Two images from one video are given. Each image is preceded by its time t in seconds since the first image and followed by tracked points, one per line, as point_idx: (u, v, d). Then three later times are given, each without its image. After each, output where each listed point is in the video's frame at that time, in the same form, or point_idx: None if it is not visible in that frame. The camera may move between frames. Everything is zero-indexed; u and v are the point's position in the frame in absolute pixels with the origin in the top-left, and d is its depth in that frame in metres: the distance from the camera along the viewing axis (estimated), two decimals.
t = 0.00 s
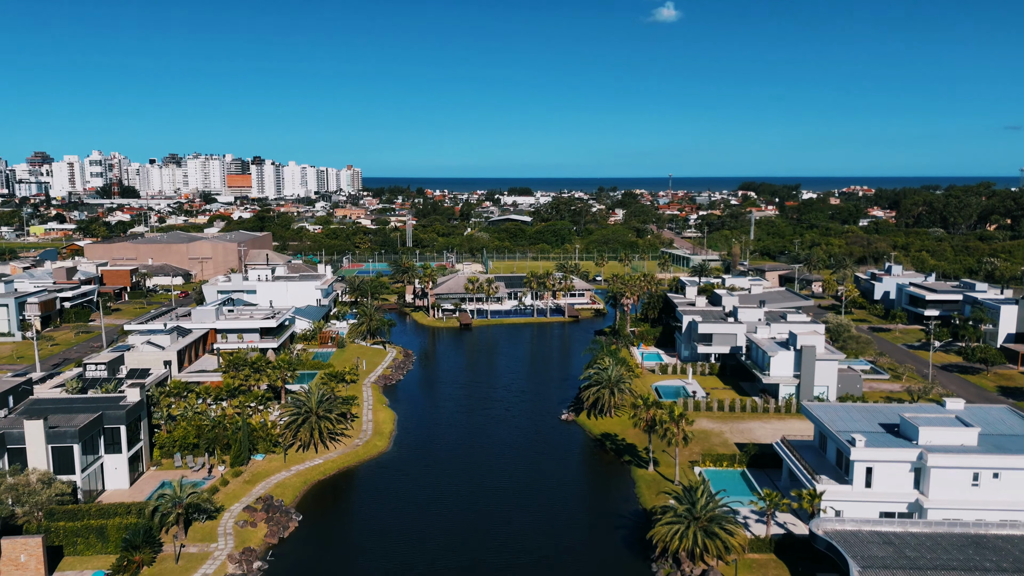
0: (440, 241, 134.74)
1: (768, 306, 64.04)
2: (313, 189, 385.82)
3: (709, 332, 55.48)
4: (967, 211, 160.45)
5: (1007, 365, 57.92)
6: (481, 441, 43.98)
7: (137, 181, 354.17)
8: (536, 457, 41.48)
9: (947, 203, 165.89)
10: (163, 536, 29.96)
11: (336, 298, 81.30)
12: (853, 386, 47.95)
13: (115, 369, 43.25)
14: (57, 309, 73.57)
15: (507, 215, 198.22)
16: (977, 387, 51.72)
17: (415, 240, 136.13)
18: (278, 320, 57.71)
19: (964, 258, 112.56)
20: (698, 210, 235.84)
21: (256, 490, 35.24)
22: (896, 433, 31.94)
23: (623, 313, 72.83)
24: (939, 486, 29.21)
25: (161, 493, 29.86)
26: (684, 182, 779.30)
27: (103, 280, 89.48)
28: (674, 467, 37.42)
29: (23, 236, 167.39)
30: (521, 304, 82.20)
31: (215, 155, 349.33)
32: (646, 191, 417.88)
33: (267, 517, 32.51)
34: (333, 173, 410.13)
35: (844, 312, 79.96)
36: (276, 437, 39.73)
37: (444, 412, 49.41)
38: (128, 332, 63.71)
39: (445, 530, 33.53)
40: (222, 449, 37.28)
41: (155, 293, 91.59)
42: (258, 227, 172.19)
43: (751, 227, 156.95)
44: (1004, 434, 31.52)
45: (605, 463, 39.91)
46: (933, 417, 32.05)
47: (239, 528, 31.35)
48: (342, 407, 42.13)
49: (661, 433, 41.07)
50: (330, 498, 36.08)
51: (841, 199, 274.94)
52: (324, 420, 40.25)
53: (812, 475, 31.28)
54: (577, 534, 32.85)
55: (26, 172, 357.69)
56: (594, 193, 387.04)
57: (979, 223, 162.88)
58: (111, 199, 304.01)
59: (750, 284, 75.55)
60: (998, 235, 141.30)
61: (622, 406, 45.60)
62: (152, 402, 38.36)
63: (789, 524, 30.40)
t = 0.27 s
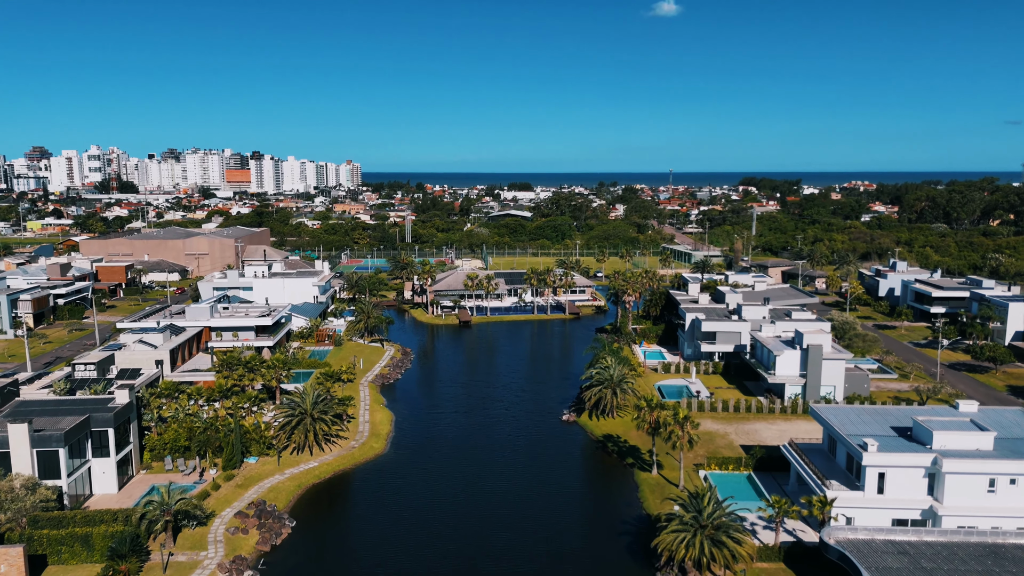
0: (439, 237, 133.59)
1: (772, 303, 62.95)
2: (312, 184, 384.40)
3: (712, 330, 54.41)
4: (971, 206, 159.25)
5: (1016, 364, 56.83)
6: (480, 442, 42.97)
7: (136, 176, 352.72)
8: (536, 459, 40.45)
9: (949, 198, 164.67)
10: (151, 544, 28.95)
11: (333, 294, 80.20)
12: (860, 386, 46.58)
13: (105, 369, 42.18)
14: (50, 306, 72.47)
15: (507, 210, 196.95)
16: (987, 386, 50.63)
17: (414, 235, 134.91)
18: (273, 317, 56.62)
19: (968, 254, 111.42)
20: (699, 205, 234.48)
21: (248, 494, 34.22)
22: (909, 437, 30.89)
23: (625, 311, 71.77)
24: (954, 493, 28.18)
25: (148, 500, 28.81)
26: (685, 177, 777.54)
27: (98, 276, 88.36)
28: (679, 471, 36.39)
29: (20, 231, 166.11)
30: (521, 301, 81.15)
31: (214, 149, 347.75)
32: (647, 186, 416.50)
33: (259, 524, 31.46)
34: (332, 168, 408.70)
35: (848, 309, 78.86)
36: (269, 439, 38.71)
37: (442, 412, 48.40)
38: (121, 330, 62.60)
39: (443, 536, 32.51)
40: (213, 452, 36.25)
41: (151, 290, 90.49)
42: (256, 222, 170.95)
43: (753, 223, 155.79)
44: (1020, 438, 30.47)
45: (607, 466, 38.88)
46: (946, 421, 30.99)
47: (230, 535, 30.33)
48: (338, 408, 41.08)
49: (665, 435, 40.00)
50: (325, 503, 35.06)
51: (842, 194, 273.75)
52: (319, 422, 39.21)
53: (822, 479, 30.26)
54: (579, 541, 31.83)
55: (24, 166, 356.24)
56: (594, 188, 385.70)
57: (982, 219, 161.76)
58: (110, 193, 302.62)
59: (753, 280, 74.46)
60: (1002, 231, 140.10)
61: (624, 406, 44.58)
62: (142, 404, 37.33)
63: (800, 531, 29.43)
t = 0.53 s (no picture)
0: (438, 232, 132.39)
1: (777, 300, 61.80)
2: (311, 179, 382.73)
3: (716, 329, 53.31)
4: (974, 201, 158.05)
5: None
6: (479, 444, 41.94)
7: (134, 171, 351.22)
8: (537, 462, 39.38)
9: (953, 193, 163.37)
10: (135, 554, 27.87)
11: (331, 291, 79.04)
12: (868, 386, 45.74)
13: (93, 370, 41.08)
14: (42, 303, 71.35)
15: (507, 205, 195.70)
16: (997, 386, 49.50)
17: (413, 231, 133.65)
18: (268, 315, 55.49)
19: (973, 250, 110.22)
20: (700, 200, 233.07)
21: (239, 500, 33.16)
22: (923, 442, 29.81)
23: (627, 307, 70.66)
24: (971, 501, 27.13)
25: (132, 508, 27.73)
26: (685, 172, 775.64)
27: (93, 272, 87.23)
28: (683, 475, 35.33)
29: (17, 227, 164.88)
30: (521, 298, 80.08)
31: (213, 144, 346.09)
32: (647, 182, 414.85)
33: (250, 531, 30.40)
34: (332, 162, 407.11)
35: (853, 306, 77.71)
36: (262, 442, 37.67)
37: (441, 413, 47.36)
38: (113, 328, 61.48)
39: (440, 543, 31.44)
40: (204, 456, 35.20)
41: (146, 286, 89.32)
42: (254, 217, 169.58)
43: (755, 218, 154.53)
44: None
45: (609, 470, 37.80)
46: (962, 425, 29.88)
47: (219, 543, 29.27)
48: (333, 410, 39.97)
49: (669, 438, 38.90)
50: (319, 509, 34.01)
51: (843, 189, 272.58)
52: (314, 424, 38.11)
53: (833, 485, 29.18)
54: (580, 549, 30.76)
55: (23, 161, 354.73)
56: (595, 183, 384.34)
57: (986, 214, 160.59)
58: (108, 188, 301.19)
59: (757, 277, 73.32)
60: (1006, 226, 138.86)
61: (627, 407, 43.50)
62: (130, 406, 36.22)
63: (811, 540, 28.50)
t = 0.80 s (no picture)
0: (438, 228, 131.27)
1: (781, 298, 60.83)
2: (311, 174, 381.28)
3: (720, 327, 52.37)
4: (977, 197, 156.84)
5: None
6: (478, 446, 41.01)
7: (133, 166, 349.71)
8: (537, 465, 38.47)
9: (956, 188, 162.13)
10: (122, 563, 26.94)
11: (328, 288, 78.06)
12: (876, 386, 44.80)
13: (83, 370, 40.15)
14: (36, 300, 70.38)
15: (507, 201, 194.66)
16: (1006, 386, 48.52)
17: (412, 226, 132.62)
18: (264, 314, 54.54)
19: (977, 246, 109.14)
20: (702, 195, 231.88)
21: (231, 505, 32.24)
22: (936, 447, 28.88)
23: (628, 304, 69.70)
24: (987, 509, 26.21)
25: (118, 515, 26.75)
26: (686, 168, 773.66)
27: (88, 269, 86.22)
28: (687, 479, 34.44)
29: (13, 222, 163.72)
30: (521, 295, 79.12)
31: (212, 139, 344.61)
32: (648, 177, 413.18)
33: (241, 538, 29.49)
34: (331, 157, 405.56)
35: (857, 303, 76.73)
36: (255, 445, 36.74)
37: (439, 413, 46.42)
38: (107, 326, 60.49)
39: (438, 551, 30.51)
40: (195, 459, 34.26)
41: (142, 283, 88.31)
42: (252, 213, 168.49)
43: (757, 214, 153.42)
44: None
45: (611, 474, 36.84)
46: (976, 429, 28.94)
47: (209, 552, 28.36)
48: (328, 411, 39.02)
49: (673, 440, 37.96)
50: (314, 514, 33.09)
51: (845, 184, 271.24)
52: (308, 426, 37.18)
53: (844, 491, 28.21)
54: (582, 557, 29.80)
55: (21, 156, 353.20)
56: (595, 179, 382.84)
57: (989, 209, 159.39)
58: (106, 184, 299.79)
59: (761, 274, 72.32)
60: (1011, 222, 137.67)
61: (629, 407, 42.59)
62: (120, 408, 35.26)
63: (821, 549, 27.74)
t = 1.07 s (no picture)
0: (437, 224, 130.09)
1: (785, 296, 59.77)
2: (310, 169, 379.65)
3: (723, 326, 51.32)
4: (981, 192, 155.52)
5: None
6: (477, 449, 40.00)
7: (132, 161, 348.09)
8: (537, 468, 37.47)
9: (960, 183, 160.81)
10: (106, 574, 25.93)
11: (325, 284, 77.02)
12: (883, 386, 43.79)
13: (71, 371, 39.09)
14: (28, 297, 69.28)
15: (507, 196, 193.49)
16: (1017, 386, 47.49)
17: (411, 222, 131.41)
18: (258, 312, 53.50)
19: (982, 242, 107.98)
20: (702, 190, 230.60)
21: (221, 511, 31.25)
22: (951, 453, 27.86)
23: (630, 302, 68.65)
24: (1005, 518, 25.22)
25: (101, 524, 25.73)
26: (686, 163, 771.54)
27: (82, 265, 85.11)
28: (692, 484, 33.45)
29: (10, 218, 162.46)
30: (521, 292, 78.09)
31: (211, 134, 342.88)
32: (648, 172, 411.42)
33: (231, 547, 28.50)
34: (331, 152, 403.93)
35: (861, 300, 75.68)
36: (247, 448, 35.74)
37: (437, 414, 45.41)
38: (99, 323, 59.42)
39: (434, 559, 29.54)
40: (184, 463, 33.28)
41: (137, 279, 87.21)
42: (250, 208, 167.29)
43: (759, 210, 152.25)
44: None
45: (613, 478, 35.84)
46: (993, 434, 27.91)
47: (197, 561, 27.37)
48: (322, 413, 37.97)
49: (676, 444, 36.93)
50: (307, 520, 32.09)
51: (847, 179, 269.79)
52: (302, 429, 36.16)
53: (854, 498, 27.14)
54: (584, 566, 28.81)
55: (19, 151, 351.54)
56: (595, 174, 381.25)
57: (993, 205, 158.08)
58: (105, 178, 298.25)
59: (764, 270, 71.25)
60: (1015, 217, 136.49)
61: (631, 409, 41.56)
62: (107, 411, 34.22)
63: (831, 558, 26.89)
